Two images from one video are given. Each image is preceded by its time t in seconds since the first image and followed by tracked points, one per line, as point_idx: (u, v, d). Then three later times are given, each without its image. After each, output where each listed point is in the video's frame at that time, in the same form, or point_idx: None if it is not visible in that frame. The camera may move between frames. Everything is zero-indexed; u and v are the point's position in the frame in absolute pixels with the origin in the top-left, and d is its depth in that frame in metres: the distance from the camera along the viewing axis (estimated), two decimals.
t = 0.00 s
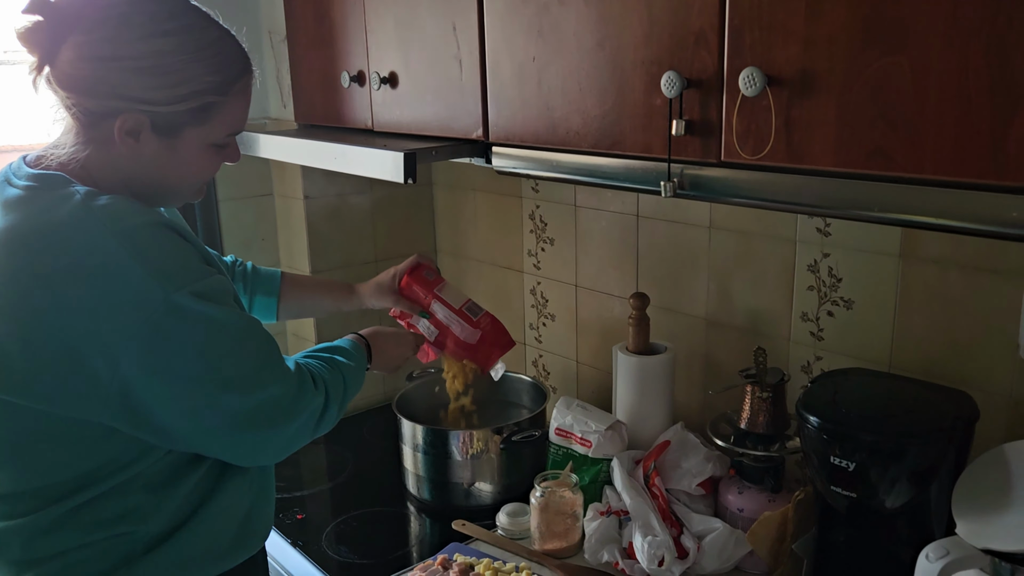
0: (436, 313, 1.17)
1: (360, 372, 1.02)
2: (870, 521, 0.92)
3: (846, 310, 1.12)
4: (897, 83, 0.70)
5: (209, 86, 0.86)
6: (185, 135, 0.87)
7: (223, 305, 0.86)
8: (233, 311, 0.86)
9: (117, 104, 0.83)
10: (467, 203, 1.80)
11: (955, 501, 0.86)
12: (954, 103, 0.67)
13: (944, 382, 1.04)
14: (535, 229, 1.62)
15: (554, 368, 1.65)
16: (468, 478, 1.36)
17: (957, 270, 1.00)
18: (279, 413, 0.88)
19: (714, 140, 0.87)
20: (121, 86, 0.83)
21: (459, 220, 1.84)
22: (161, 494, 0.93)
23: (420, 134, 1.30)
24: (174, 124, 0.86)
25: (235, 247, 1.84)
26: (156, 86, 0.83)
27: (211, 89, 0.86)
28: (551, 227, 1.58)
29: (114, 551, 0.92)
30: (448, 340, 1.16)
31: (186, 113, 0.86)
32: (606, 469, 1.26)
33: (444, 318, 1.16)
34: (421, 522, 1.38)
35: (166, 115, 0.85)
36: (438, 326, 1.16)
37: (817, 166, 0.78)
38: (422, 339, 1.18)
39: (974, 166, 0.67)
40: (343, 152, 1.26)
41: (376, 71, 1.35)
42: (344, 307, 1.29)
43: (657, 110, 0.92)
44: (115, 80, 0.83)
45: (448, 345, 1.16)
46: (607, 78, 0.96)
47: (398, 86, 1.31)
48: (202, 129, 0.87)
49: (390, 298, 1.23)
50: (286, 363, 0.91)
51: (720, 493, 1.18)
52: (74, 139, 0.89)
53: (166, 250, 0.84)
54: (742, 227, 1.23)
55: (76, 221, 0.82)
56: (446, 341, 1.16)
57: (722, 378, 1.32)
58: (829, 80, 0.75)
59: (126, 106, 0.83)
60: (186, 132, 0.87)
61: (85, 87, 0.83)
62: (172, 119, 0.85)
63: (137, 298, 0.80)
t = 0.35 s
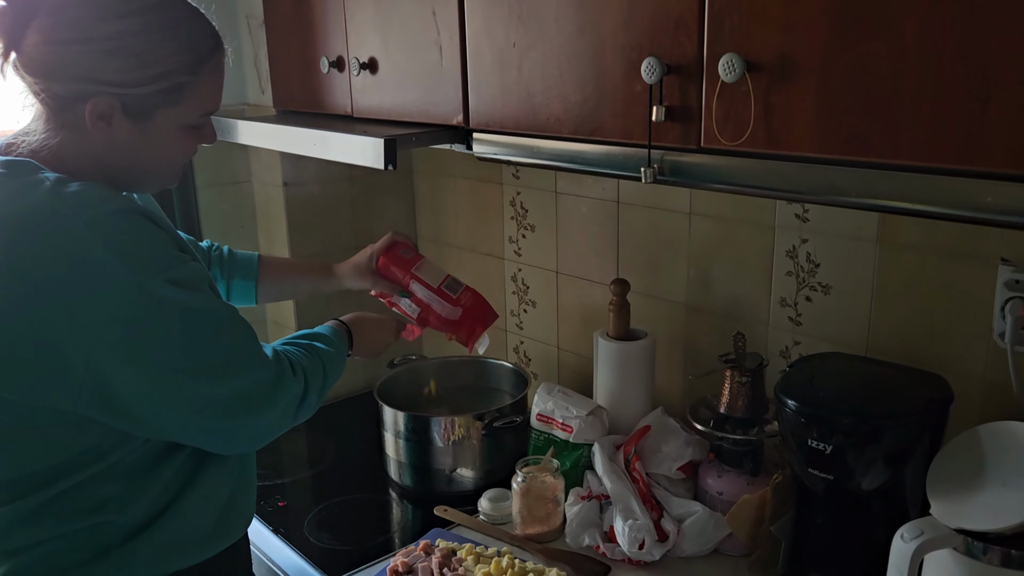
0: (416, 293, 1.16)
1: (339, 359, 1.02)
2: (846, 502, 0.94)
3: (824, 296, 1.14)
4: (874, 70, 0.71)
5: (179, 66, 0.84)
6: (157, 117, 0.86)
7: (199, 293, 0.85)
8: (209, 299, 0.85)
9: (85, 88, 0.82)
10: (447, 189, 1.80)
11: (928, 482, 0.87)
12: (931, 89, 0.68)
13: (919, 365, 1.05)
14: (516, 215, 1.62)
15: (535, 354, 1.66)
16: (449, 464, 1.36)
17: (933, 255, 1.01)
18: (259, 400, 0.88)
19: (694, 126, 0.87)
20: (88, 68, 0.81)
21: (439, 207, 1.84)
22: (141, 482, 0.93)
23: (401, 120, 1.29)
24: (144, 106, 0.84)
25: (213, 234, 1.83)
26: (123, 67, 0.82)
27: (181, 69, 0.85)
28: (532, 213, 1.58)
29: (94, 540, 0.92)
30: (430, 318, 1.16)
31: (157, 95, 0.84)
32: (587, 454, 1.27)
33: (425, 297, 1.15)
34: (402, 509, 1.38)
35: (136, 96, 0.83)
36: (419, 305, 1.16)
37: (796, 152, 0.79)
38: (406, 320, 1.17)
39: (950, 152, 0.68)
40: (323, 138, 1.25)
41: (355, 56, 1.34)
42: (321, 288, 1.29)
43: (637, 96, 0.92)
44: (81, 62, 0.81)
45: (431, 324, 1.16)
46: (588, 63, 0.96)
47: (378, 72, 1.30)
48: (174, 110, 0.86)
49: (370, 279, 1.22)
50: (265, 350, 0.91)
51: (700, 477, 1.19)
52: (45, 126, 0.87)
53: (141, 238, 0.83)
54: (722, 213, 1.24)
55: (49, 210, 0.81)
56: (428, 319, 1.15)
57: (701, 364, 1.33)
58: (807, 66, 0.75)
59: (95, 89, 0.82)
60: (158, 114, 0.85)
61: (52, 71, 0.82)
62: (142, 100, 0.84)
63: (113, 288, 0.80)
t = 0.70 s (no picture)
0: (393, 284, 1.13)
1: (319, 331, 1.01)
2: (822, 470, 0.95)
3: (801, 269, 1.14)
4: (852, 42, 0.71)
5: (129, 26, 0.81)
6: (118, 83, 0.83)
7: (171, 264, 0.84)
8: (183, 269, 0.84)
9: (38, 61, 0.80)
10: (426, 164, 1.78)
11: (902, 451, 0.88)
12: (908, 61, 0.68)
13: (893, 337, 1.06)
14: (495, 190, 1.61)
15: (515, 330, 1.66)
16: (429, 440, 1.36)
17: (909, 228, 1.02)
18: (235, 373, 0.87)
19: (672, 98, 0.87)
20: (36, 40, 0.79)
21: (418, 183, 1.82)
22: (118, 458, 0.92)
23: (378, 94, 1.27)
24: (101, 72, 0.82)
25: (189, 211, 1.80)
26: (72, 33, 0.79)
27: (132, 28, 0.82)
28: (511, 188, 1.58)
29: (72, 517, 0.91)
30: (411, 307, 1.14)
31: (114, 58, 0.82)
32: (567, 428, 1.27)
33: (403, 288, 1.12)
34: (383, 485, 1.38)
35: (90, 62, 0.81)
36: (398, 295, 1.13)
37: (773, 125, 0.78)
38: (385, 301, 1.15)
39: (926, 124, 0.68)
40: (298, 111, 1.23)
41: (331, 29, 1.31)
42: (298, 277, 1.26)
43: (616, 68, 0.91)
44: (28, 35, 0.78)
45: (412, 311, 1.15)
46: (566, 35, 0.95)
47: (354, 45, 1.28)
48: (133, 73, 0.84)
49: (346, 271, 1.18)
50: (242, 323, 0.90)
51: (678, 450, 1.20)
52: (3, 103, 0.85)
53: (111, 210, 0.81)
54: (700, 187, 1.24)
55: (14, 181, 0.79)
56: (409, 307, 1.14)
57: (680, 338, 1.33)
58: (785, 38, 0.75)
59: (48, 62, 0.80)
60: (117, 79, 0.83)
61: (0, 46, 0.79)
62: (98, 67, 0.81)
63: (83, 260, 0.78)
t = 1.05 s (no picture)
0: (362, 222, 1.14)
1: (291, 295, 1.00)
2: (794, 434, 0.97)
3: (776, 235, 1.14)
4: (825, 3, 0.70)
5: None
6: (49, 29, 0.77)
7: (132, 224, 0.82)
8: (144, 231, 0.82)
9: None
10: (400, 132, 1.76)
11: (872, 413, 0.89)
12: (880, 23, 0.67)
13: (866, 302, 1.07)
14: (471, 158, 1.60)
15: (492, 299, 1.65)
16: (406, 408, 1.36)
17: (882, 193, 1.02)
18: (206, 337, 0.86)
19: (647, 62, 0.86)
20: None
21: (394, 150, 1.80)
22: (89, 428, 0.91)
23: (351, 59, 1.25)
24: (28, 19, 0.75)
25: (160, 179, 1.77)
26: None
27: None
28: (487, 155, 1.56)
29: (45, 487, 0.90)
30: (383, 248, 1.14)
31: None
32: (543, 396, 1.27)
33: (372, 221, 1.13)
34: (360, 454, 1.38)
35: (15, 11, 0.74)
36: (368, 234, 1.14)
37: (748, 88, 0.78)
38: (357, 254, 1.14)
39: (898, 88, 0.68)
40: (269, 76, 1.20)
41: None
42: (269, 249, 1.24)
43: (590, 31, 0.90)
44: None
45: (385, 253, 1.13)
46: None
47: (325, 7, 1.25)
48: (61, 14, 0.77)
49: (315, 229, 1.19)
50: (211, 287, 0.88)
51: (654, 416, 1.21)
52: None
53: (66, 170, 0.80)
54: (676, 154, 1.23)
55: None
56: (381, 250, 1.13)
57: (656, 304, 1.34)
58: None
59: None
60: (47, 25, 0.76)
61: None
62: (24, 14, 0.75)
63: (40, 223, 0.76)
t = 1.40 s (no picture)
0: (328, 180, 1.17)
1: (259, 263, 0.98)
2: (763, 397, 0.98)
3: (748, 203, 1.15)
4: None
5: None
6: None
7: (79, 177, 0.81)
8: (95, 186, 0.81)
9: None
10: (375, 100, 1.74)
11: (839, 375, 0.91)
12: None
13: (836, 270, 1.08)
14: (446, 126, 1.58)
15: (468, 269, 1.65)
16: (382, 377, 1.36)
17: (853, 160, 1.02)
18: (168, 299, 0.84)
19: (618, 27, 0.85)
20: None
21: (369, 119, 1.78)
22: (56, 395, 0.90)
23: (322, 25, 1.23)
24: None
25: (131, 148, 1.74)
26: None
27: None
28: (462, 124, 1.55)
29: (12, 458, 0.89)
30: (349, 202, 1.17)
31: None
32: (518, 364, 1.28)
33: (338, 178, 1.17)
34: (336, 423, 1.38)
35: None
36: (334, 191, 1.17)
37: (718, 54, 0.78)
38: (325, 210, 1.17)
39: (864, 51, 0.68)
40: (238, 42, 1.18)
41: None
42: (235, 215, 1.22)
43: None
44: None
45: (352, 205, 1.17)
46: None
47: None
48: None
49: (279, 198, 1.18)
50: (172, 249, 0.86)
51: (627, 383, 1.22)
52: None
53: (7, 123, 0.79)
54: (650, 122, 1.23)
55: None
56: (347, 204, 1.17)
57: (630, 273, 1.34)
58: None
59: None
60: None
61: None
62: None
63: None
